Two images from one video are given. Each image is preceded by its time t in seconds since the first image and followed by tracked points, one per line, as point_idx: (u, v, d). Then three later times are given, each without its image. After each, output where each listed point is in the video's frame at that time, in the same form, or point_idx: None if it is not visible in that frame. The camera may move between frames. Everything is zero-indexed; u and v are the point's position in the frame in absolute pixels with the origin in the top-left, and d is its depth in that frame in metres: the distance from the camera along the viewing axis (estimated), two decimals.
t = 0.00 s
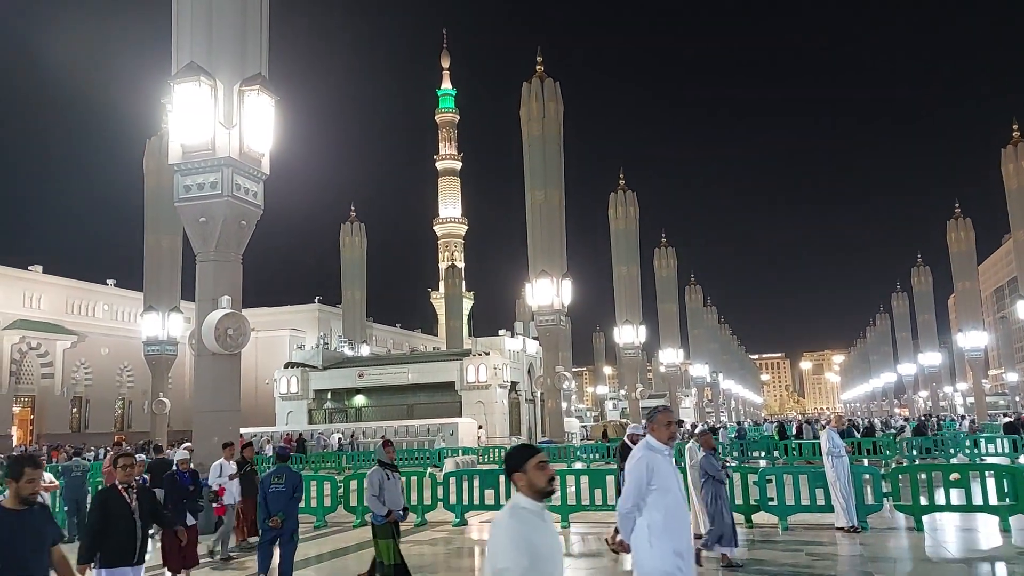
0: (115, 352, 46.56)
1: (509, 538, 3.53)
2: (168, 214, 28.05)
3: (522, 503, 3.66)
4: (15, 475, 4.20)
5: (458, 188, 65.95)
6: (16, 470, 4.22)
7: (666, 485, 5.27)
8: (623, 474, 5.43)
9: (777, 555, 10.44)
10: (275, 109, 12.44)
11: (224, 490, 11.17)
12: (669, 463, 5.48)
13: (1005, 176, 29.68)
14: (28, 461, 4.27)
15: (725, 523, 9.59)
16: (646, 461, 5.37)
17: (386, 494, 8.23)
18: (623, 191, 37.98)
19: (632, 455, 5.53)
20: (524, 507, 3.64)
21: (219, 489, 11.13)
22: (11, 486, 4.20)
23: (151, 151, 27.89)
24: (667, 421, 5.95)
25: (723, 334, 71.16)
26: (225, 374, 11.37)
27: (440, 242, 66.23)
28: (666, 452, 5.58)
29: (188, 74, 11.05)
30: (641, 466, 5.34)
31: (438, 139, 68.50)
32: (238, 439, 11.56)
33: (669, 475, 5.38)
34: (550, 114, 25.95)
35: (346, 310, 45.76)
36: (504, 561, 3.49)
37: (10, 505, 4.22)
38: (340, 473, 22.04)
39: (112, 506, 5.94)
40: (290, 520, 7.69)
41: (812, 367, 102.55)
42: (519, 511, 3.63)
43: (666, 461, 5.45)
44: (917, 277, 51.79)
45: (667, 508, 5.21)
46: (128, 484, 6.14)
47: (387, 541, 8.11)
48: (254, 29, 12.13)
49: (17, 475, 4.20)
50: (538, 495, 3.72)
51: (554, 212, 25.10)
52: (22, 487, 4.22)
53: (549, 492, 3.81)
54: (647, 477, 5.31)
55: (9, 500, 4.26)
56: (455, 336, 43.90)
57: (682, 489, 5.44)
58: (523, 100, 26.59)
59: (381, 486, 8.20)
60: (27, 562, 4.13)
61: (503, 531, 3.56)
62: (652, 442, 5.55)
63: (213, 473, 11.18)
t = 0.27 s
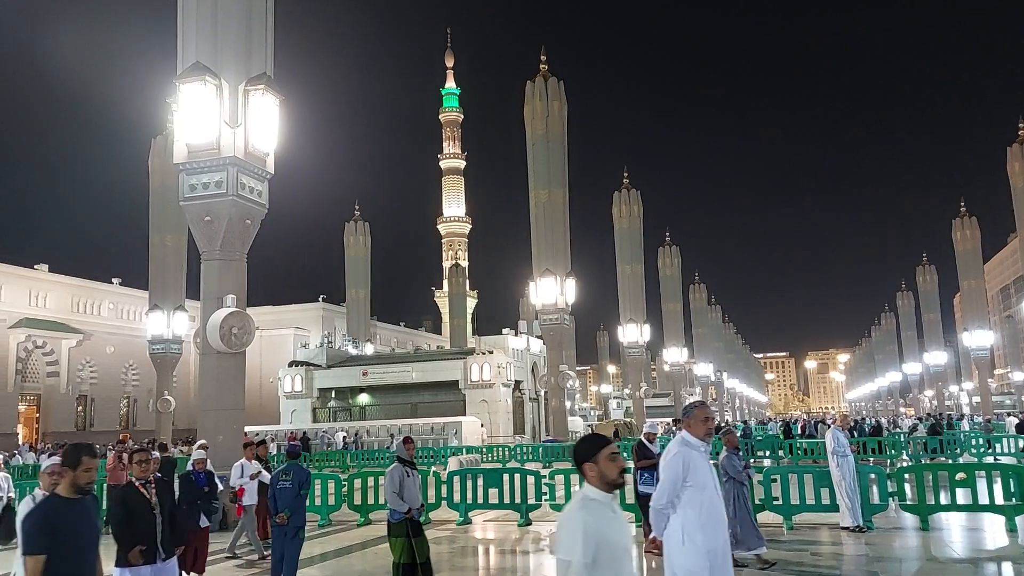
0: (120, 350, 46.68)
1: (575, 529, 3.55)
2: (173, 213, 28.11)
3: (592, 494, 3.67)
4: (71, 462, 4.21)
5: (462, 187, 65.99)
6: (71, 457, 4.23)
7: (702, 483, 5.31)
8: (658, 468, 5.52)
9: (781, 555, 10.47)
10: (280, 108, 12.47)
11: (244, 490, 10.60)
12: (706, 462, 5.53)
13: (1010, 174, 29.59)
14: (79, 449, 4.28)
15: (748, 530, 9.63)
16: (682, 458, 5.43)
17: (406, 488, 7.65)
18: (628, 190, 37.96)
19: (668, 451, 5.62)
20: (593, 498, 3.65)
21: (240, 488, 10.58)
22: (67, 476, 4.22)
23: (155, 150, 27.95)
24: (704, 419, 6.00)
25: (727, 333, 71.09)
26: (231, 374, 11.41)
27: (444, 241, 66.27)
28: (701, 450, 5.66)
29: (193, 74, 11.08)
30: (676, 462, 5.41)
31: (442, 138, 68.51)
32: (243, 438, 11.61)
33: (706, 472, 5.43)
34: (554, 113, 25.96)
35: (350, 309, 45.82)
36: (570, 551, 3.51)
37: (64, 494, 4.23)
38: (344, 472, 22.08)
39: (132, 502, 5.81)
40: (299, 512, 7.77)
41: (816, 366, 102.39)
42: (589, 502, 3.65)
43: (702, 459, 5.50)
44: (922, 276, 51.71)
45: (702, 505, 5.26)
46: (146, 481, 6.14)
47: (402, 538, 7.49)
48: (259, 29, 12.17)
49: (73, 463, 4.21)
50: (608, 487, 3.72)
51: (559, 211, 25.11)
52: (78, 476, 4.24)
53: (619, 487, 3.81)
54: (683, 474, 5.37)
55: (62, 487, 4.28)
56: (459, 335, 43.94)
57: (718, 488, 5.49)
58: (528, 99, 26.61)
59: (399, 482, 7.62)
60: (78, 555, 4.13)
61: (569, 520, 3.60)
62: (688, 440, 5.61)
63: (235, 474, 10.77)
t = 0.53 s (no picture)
0: (123, 349, 46.74)
1: (655, 544, 3.23)
2: (176, 211, 28.10)
3: (670, 505, 3.35)
4: (137, 463, 4.26)
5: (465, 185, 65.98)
6: (137, 458, 4.29)
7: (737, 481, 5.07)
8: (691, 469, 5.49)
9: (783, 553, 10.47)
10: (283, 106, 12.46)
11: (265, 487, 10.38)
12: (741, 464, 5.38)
13: (1014, 171, 29.48)
14: (142, 452, 4.34)
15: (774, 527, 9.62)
16: (714, 457, 5.33)
17: (429, 488, 7.58)
18: (631, 188, 37.90)
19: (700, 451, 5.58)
20: (672, 510, 3.32)
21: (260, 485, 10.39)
22: (133, 476, 4.24)
23: (159, 148, 27.95)
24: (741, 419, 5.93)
25: (730, 331, 71.00)
26: (234, 372, 11.42)
27: (447, 239, 66.27)
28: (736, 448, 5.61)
29: (197, 72, 11.08)
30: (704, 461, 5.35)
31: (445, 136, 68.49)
32: (246, 436, 11.60)
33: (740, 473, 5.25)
34: (557, 111, 25.93)
35: (353, 307, 45.84)
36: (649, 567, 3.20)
37: (128, 495, 4.21)
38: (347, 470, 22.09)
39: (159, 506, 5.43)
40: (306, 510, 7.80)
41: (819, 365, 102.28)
42: (666, 514, 3.32)
43: (736, 459, 5.35)
44: (925, 274, 51.60)
45: (732, 505, 5.06)
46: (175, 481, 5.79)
47: (420, 533, 7.55)
48: (262, 28, 12.16)
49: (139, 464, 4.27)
50: (687, 495, 3.42)
51: (562, 210, 25.08)
52: (143, 478, 4.27)
53: (698, 497, 3.51)
54: (713, 473, 5.26)
55: (124, 489, 4.26)
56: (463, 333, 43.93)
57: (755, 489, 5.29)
58: (531, 97, 26.59)
59: (422, 482, 7.53)
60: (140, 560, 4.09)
61: (647, 532, 3.29)
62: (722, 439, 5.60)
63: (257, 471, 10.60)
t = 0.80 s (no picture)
0: (126, 349, 46.81)
1: (749, 542, 3.33)
2: (179, 212, 28.13)
3: (750, 497, 3.42)
4: (201, 455, 4.30)
5: (467, 185, 65.98)
6: (201, 450, 4.33)
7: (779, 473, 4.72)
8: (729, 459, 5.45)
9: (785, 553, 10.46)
10: (286, 107, 12.46)
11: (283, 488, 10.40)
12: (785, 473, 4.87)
13: (1018, 169, 29.37)
14: (206, 445, 4.38)
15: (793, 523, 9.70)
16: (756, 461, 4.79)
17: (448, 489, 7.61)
18: (633, 188, 37.87)
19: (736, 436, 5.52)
20: (752, 503, 3.40)
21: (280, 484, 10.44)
22: (196, 467, 4.27)
23: (162, 148, 27.96)
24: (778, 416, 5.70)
25: (733, 331, 70.93)
26: (236, 373, 11.43)
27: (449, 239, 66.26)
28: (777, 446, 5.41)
29: (199, 72, 11.10)
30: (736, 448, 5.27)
31: (447, 136, 68.48)
32: (247, 436, 11.59)
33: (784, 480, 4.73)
34: (559, 110, 25.94)
35: (355, 307, 45.85)
36: (748, 565, 3.30)
37: (190, 486, 4.26)
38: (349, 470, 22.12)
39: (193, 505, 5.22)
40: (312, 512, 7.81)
41: (821, 365, 101.84)
42: (746, 507, 3.41)
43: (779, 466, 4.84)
44: (928, 274, 51.50)
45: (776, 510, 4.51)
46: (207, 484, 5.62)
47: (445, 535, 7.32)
48: (265, 28, 12.17)
49: (203, 456, 4.31)
50: (769, 489, 3.46)
51: (564, 209, 25.08)
52: (207, 470, 4.31)
53: (783, 489, 3.53)
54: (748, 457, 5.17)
55: (187, 481, 4.32)
56: (465, 333, 43.92)
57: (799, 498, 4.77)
58: (533, 97, 26.59)
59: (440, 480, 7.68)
60: (199, 554, 4.12)
61: (730, 531, 3.38)
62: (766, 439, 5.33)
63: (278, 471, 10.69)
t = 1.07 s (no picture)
0: (131, 350, 46.91)
1: (853, 547, 3.00)
2: (183, 213, 28.19)
3: (849, 504, 3.15)
4: (252, 461, 4.23)
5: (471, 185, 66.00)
6: (251, 454, 4.25)
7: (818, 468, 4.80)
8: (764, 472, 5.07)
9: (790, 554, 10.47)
10: (289, 108, 12.48)
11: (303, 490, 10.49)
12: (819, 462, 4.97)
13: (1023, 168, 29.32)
14: (257, 448, 4.31)
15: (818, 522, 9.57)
16: (791, 454, 4.88)
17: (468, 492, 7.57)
18: (637, 188, 37.86)
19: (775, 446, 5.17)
20: (852, 511, 3.12)
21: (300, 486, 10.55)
22: (248, 473, 4.21)
23: (166, 150, 28.00)
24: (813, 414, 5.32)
25: (736, 331, 70.87)
26: (240, 374, 11.45)
27: (453, 239, 66.28)
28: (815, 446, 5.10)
29: (202, 74, 11.13)
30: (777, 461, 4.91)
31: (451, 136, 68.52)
32: (252, 437, 11.61)
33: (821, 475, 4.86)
34: (562, 111, 25.94)
35: (359, 308, 45.89)
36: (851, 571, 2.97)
37: (242, 492, 4.22)
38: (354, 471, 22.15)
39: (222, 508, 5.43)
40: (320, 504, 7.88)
41: (824, 364, 101.59)
42: (845, 513, 3.12)
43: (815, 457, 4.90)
44: (933, 273, 51.40)
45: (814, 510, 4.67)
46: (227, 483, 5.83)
47: (466, 539, 7.32)
48: (269, 30, 12.19)
49: (254, 462, 4.22)
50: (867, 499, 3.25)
51: (567, 209, 25.08)
52: (259, 475, 4.24)
53: (878, 500, 3.31)
54: (792, 472, 4.83)
55: (239, 486, 4.26)
56: (469, 333, 43.93)
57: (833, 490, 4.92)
58: (536, 97, 26.59)
59: (459, 480, 7.56)
60: (256, 560, 4.10)
61: (829, 535, 3.06)
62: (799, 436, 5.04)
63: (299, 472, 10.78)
